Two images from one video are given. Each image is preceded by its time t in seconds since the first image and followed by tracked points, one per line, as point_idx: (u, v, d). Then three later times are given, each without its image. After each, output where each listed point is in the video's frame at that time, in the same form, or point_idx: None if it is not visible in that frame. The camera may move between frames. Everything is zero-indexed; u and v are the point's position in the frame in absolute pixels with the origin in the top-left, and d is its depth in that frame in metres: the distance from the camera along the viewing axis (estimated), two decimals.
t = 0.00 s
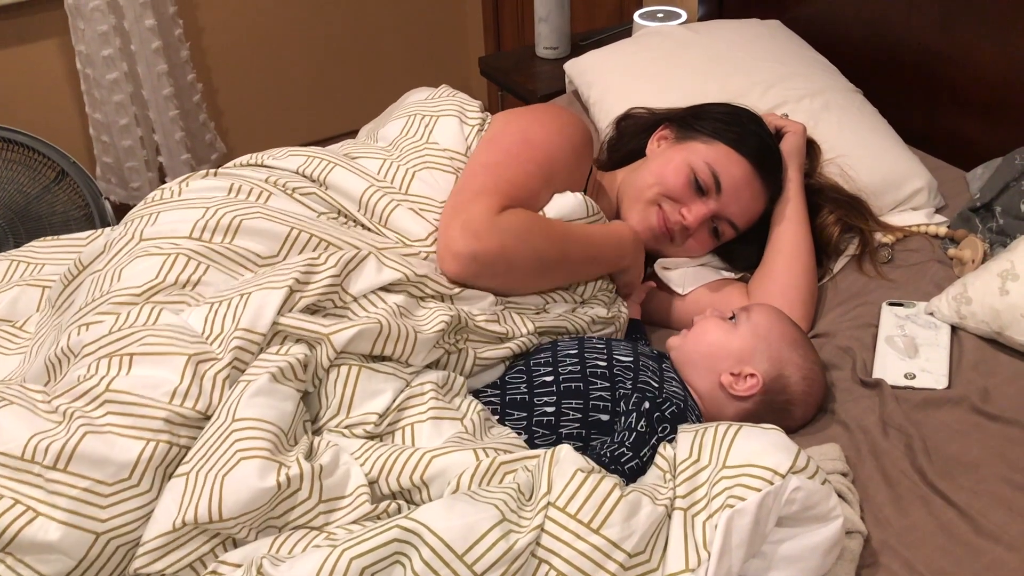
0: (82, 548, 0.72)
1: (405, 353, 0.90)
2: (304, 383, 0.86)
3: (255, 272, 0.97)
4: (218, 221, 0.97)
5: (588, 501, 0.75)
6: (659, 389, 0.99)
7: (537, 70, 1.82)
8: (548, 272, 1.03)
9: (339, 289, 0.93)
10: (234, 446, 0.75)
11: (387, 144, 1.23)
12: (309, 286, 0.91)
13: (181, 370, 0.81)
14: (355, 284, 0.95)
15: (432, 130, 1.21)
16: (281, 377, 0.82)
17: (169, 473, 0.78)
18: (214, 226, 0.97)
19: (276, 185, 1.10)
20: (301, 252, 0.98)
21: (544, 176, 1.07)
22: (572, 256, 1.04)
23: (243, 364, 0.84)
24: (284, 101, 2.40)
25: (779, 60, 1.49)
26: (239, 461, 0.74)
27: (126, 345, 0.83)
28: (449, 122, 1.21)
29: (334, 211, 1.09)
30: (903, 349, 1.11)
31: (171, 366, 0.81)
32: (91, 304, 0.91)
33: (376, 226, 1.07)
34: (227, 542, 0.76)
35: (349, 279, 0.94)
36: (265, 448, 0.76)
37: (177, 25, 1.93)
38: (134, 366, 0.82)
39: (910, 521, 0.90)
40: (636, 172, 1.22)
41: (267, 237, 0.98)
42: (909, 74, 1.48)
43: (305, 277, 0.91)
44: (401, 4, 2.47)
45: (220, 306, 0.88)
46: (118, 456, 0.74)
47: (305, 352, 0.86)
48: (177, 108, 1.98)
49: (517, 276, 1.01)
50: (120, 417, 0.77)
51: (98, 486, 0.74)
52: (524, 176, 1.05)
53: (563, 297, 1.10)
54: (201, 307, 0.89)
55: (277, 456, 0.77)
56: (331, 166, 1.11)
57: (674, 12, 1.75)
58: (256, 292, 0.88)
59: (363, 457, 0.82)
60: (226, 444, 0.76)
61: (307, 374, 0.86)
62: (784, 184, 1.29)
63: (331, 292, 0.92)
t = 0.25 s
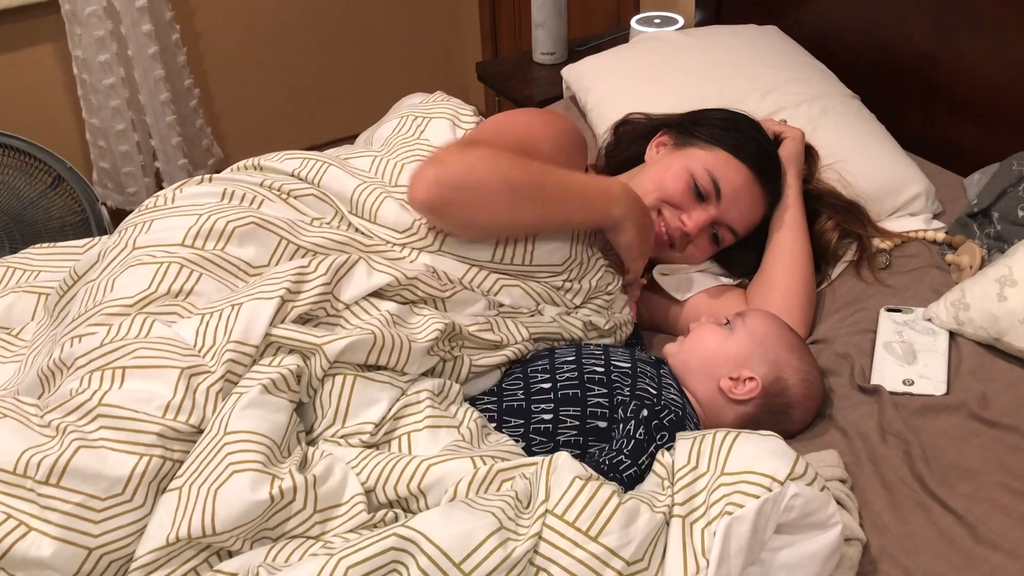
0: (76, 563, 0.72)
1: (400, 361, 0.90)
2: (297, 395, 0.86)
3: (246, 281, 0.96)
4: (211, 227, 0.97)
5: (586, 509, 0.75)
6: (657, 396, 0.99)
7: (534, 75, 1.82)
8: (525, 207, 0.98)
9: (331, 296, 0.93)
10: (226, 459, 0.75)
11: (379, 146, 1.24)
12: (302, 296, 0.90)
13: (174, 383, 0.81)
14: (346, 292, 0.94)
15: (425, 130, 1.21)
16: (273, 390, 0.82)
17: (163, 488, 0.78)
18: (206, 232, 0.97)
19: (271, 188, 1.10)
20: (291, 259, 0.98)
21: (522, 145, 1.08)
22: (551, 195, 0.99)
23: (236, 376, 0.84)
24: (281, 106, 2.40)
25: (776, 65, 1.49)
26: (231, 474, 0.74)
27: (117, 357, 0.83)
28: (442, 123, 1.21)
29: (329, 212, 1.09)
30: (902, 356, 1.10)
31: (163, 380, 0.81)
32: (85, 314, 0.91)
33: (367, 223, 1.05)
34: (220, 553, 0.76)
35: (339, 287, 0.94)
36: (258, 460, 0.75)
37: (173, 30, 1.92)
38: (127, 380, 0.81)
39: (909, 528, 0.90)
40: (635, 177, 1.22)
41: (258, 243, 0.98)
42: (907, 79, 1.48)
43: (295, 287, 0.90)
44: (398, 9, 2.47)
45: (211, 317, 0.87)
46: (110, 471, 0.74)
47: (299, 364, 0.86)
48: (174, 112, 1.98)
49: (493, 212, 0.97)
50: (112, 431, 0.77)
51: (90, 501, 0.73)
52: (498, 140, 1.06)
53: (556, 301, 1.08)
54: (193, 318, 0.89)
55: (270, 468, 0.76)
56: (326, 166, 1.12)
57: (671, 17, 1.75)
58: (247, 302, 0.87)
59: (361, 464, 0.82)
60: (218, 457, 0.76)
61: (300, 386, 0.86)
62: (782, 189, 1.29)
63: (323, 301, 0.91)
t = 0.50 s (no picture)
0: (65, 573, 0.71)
1: (394, 368, 0.90)
2: (291, 403, 0.85)
3: (239, 285, 0.96)
4: (204, 231, 0.97)
5: (581, 516, 0.74)
6: (652, 402, 0.99)
7: (529, 82, 1.82)
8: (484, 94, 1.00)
9: (324, 302, 0.92)
10: (218, 467, 0.75)
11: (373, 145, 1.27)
12: (295, 302, 0.90)
13: (166, 390, 0.80)
14: (339, 297, 0.94)
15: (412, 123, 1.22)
16: (266, 397, 0.82)
17: (154, 496, 0.77)
18: (199, 237, 0.96)
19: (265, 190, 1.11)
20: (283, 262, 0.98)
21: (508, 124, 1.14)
22: (516, 99, 1.02)
23: (228, 384, 0.83)
24: (276, 112, 2.40)
25: (770, 72, 1.49)
26: (223, 482, 0.73)
27: (109, 364, 0.82)
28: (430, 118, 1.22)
29: (324, 213, 1.09)
30: (896, 362, 1.10)
31: (155, 388, 0.80)
32: (77, 321, 0.90)
33: (358, 222, 1.05)
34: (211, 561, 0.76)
35: (333, 292, 0.94)
36: (250, 468, 0.75)
37: (168, 36, 1.92)
38: (119, 388, 0.81)
39: (905, 535, 0.90)
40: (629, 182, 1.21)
41: (251, 246, 0.98)
42: (901, 86, 1.48)
43: (288, 292, 0.90)
44: (393, 15, 2.48)
45: (203, 324, 0.87)
46: (101, 479, 0.74)
47: (292, 371, 0.85)
48: (168, 118, 1.98)
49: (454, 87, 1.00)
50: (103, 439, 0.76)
51: (80, 509, 0.73)
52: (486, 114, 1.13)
53: (549, 305, 1.08)
54: (185, 324, 0.88)
55: (262, 475, 0.76)
56: (318, 167, 1.13)
57: (665, 24, 1.75)
58: (239, 308, 0.87)
59: (354, 472, 0.82)
60: (210, 465, 0.75)
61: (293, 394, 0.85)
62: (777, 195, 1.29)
63: (317, 306, 0.91)
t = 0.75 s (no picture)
0: None
1: (387, 372, 0.89)
2: (283, 407, 0.85)
3: (231, 289, 0.96)
4: (195, 236, 0.96)
5: (574, 522, 0.74)
6: (645, 406, 0.98)
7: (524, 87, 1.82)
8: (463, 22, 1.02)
9: (315, 306, 0.92)
10: (212, 471, 0.75)
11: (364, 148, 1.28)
12: (287, 306, 0.90)
13: (158, 396, 0.80)
14: (331, 301, 0.94)
15: (402, 123, 1.23)
16: (258, 402, 0.81)
17: (146, 501, 0.76)
18: (191, 241, 0.96)
19: (256, 194, 1.11)
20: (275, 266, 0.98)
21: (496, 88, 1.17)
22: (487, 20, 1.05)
23: (220, 389, 0.83)
24: (271, 117, 2.40)
25: (764, 76, 1.50)
26: (216, 486, 0.73)
27: (100, 369, 0.82)
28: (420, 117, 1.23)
29: (316, 216, 1.09)
30: (890, 366, 1.10)
31: (148, 394, 0.80)
32: (69, 326, 0.90)
33: (351, 224, 1.06)
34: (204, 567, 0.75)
35: (325, 296, 0.94)
36: (243, 473, 0.75)
37: (162, 40, 1.92)
38: (110, 394, 0.80)
39: (899, 539, 0.90)
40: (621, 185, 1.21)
41: (244, 252, 0.98)
42: (894, 91, 1.49)
43: (280, 296, 0.90)
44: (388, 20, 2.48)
45: (194, 329, 0.87)
46: (92, 485, 0.73)
47: (285, 376, 0.85)
48: (162, 123, 1.97)
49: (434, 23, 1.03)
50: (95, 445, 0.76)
51: (72, 515, 0.73)
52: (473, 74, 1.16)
53: (542, 307, 1.09)
54: (176, 329, 0.88)
55: (255, 481, 0.76)
56: (311, 171, 1.13)
57: (659, 29, 1.76)
58: (230, 313, 0.87)
59: (347, 477, 0.81)
60: (203, 470, 0.75)
61: (285, 399, 0.85)
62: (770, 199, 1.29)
63: (308, 310, 0.91)
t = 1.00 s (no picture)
0: None
1: (379, 374, 0.90)
2: (274, 408, 0.85)
3: (222, 291, 0.96)
4: (186, 238, 0.97)
5: (565, 523, 0.74)
6: (635, 412, 0.98)
7: (517, 91, 1.82)
8: None
9: (307, 307, 0.92)
10: (203, 472, 0.74)
11: (355, 150, 1.28)
12: (278, 307, 0.90)
13: (148, 396, 0.80)
14: (322, 302, 0.94)
15: (392, 125, 1.23)
16: (250, 402, 0.81)
17: (136, 503, 0.76)
18: (182, 243, 0.97)
19: (248, 196, 1.11)
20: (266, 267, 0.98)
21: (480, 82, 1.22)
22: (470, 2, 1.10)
23: (211, 390, 0.83)
24: (266, 121, 2.40)
25: (756, 80, 1.50)
26: (208, 487, 0.73)
27: (90, 370, 0.82)
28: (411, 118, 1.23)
29: (307, 217, 1.09)
30: (883, 370, 1.10)
31: (137, 395, 0.80)
32: (60, 328, 0.90)
33: (342, 224, 1.06)
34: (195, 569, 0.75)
35: (316, 297, 0.94)
36: (234, 474, 0.74)
37: (155, 43, 1.92)
38: (100, 395, 0.80)
39: (890, 542, 0.90)
40: (614, 187, 1.22)
41: (235, 254, 0.98)
42: (886, 95, 1.49)
43: (271, 297, 0.90)
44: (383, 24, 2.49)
45: (185, 330, 0.87)
46: (82, 486, 0.73)
47: (276, 377, 0.85)
48: (155, 126, 1.97)
49: None
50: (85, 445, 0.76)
51: (62, 516, 0.72)
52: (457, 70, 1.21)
53: (534, 307, 1.09)
54: (167, 331, 0.88)
55: (247, 482, 0.75)
56: (302, 173, 1.14)
57: (653, 33, 1.76)
58: (220, 314, 0.87)
59: (338, 481, 0.81)
60: (194, 471, 0.75)
61: (276, 400, 0.85)
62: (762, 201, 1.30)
63: (300, 311, 0.91)
